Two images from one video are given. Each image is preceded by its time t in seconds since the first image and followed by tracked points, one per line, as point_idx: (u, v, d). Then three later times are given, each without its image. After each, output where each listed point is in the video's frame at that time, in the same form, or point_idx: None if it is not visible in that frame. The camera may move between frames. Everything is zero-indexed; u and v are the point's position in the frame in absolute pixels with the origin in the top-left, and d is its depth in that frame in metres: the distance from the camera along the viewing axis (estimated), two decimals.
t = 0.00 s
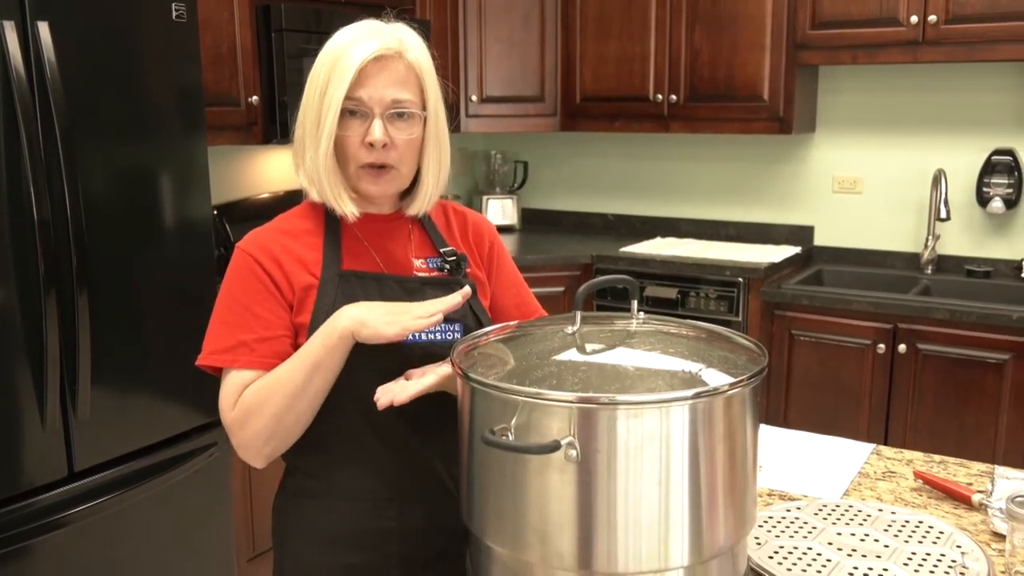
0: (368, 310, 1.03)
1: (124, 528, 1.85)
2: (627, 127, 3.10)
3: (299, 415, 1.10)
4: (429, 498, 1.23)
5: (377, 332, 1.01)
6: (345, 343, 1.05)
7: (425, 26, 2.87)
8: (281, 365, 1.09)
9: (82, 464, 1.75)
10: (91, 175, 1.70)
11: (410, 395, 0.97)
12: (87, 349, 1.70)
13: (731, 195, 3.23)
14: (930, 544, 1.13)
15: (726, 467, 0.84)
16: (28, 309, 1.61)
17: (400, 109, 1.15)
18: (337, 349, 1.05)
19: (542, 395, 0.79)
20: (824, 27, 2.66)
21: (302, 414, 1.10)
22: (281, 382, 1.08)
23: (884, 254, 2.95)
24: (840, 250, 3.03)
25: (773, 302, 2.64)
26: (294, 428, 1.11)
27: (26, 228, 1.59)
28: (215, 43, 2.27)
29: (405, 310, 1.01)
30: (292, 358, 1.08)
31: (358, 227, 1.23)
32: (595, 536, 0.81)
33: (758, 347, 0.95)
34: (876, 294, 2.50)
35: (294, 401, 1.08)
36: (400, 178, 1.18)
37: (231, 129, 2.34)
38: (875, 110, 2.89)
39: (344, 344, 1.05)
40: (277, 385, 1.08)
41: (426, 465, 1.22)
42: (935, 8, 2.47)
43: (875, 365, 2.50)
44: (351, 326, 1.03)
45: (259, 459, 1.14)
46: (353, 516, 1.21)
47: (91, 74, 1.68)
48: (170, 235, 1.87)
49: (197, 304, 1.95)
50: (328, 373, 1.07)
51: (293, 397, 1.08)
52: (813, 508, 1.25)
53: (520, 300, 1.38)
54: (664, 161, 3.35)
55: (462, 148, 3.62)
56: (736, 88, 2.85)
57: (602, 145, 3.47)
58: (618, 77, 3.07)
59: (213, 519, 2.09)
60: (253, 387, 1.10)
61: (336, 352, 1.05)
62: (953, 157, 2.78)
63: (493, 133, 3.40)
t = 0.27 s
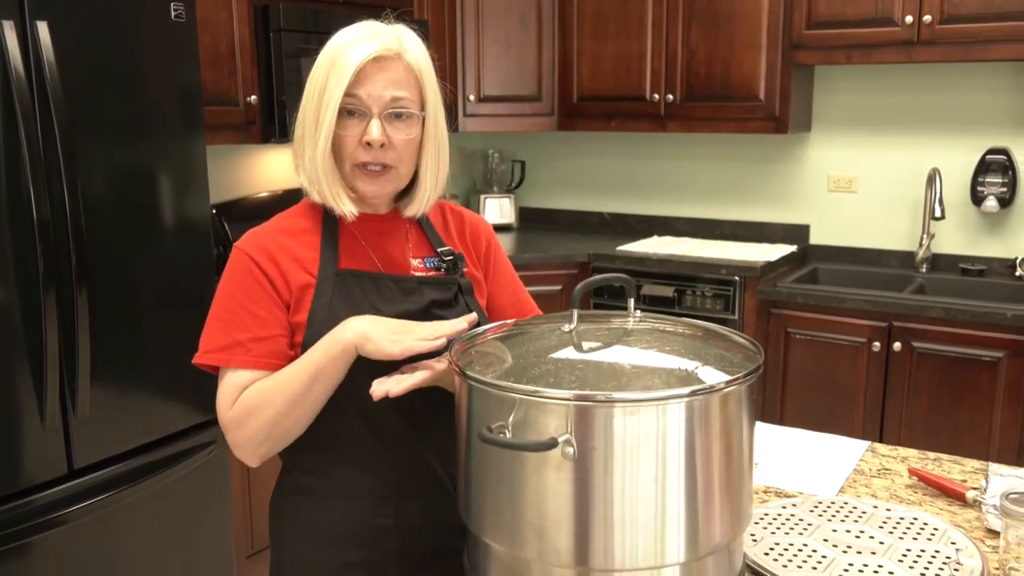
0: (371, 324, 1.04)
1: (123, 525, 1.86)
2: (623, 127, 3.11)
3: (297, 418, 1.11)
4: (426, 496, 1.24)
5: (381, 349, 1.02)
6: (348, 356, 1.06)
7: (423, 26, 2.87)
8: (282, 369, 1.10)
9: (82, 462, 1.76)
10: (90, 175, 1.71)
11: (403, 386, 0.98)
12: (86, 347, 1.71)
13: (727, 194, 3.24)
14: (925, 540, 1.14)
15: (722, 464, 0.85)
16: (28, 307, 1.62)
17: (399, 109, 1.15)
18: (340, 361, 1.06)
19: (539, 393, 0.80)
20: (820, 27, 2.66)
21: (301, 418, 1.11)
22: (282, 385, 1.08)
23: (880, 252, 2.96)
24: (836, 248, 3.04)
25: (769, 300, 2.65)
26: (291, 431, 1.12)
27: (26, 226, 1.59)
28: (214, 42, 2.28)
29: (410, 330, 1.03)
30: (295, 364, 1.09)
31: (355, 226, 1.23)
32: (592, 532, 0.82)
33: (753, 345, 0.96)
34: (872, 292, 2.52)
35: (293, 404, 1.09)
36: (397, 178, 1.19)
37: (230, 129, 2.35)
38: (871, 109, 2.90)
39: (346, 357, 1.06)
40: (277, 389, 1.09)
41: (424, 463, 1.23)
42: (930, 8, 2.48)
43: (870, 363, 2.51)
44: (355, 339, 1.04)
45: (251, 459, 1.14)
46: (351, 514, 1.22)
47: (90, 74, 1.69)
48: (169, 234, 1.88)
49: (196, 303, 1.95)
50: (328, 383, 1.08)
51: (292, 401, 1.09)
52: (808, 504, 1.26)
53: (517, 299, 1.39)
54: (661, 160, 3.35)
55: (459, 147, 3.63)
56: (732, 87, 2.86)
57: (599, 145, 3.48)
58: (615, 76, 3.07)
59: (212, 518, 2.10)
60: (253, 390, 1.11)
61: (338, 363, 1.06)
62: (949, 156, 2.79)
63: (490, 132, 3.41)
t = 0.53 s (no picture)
0: (377, 339, 1.06)
1: (122, 523, 1.87)
2: (619, 126, 3.12)
3: (294, 422, 1.11)
4: (424, 493, 1.25)
5: (383, 362, 1.03)
6: (348, 368, 1.07)
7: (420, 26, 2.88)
8: (283, 374, 1.11)
9: (80, 459, 1.77)
10: (88, 173, 1.71)
11: (401, 386, 0.98)
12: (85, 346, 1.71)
13: (723, 193, 3.25)
14: (918, 537, 1.15)
15: (717, 461, 0.86)
16: (26, 306, 1.62)
17: (397, 110, 1.16)
18: (340, 373, 1.07)
19: (535, 391, 0.81)
20: (814, 27, 2.67)
21: (298, 424, 1.12)
22: (281, 389, 1.10)
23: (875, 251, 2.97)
24: (832, 247, 3.05)
25: (764, 298, 2.66)
26: (288, 434, 1.13)
27: (24, 225, 1.60)
28: (212, 42, 2.29)
29: (413, 349, 1.05)
30: (294, 371, 1.10)
31: (354, 225, 1.24)
32: (588, 529, 0.83)
33: (748, 343, 0.97)
34: (866, 291, 2.53)
35: (290, 410, 1.10)
36: (396, 179, 1.20)
37: (227, 128, 2.35)
38: (866, 109, 2.91)
39: (346, 370, 1.08)
40: (276, 392, 1.10)
41: (421, 460, 1.24)
42: (924, 8, 2.49)
43: (864, 361, 2.52)
44: (356, 351, 1.05)
45: (247, 458, 1.15)
46: (348, 511, 1.23)
47: (88, 74, 1.69)
48: (167, 233, 1.88)
49: (193, 301, 1.96)
50: (328, 391, 1.09)
51: (291, 405, 1.10)
52: (803, 501, 1.27)
53: (514, 298, 1.40)
54: (658, 159, 3.36)
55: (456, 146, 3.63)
56: (727, 87, 2.87)
57: (596, 144, 3.49)
58: (611, 76, 3.08)
59: (210, 515, 2.10)
60: (252, 393, 1.12)
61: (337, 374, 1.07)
62: (943, 155, 2.80)
63: (487, 131, 3.42)
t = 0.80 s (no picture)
0: (373, 337, 1.06)
1: (120, 521, 1.87)
2: (616, 125, 3.13)
3: (292, 421, 1.12)
4: (421, 490, 1.26)
5: (381, 361, 1.04)
6: (346, 367, 1.08)
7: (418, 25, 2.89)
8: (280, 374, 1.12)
9: (79, 457, 1.77)
10: (87, 172, 1.72)
11: (399, 380, 0.99)
12: (83, 344, 1.72)
13: (720, 192, 3.26)
14: (912, 533, 1.16)
15: (713, 458, 0.87)
16: (25, 304, 1.63)
17: (395, 110, 1.17)
18: (339, 372, 1.08)
19: (532, 388, 0.82)
20: (810, 26, 2.68)
21: (296, 423, 1.13)
22: (279, 389, 1.10)
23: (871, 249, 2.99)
24: (827, 245, 3.07)
25: (759, 296, 2.67)
26: (286, 433, 1.14)
27: (23, 223, 1.60)
28: (210, 40, 2.30)
29: (411, 346, 1.06)
30: (291, 371, 1.10)
31: (352, 224, 1.25)
32: (584, 525, 0.84)
33: (743, 341, 0.98)
34: (861, 289, 2.54)
35: (288, 409, 1.11)
36: (394, 178, 1.21)
37: (225, 127, 2.36)
38: (862, 108, 2.92)
39: (344, 368, 1.08)
40: (273, 392, 1.11)
41: (418, 458, 1.25)
42: (919, 8, 2.50)
43: (859, 358, 2.54)
44: (354, 351, 1.06)
45: (246, 456, 1.16)
46: (345, 509, 1.24)
47: (86, 73, 1.70)
48: (165, 231, 1.89)
49: (191, 300, 1.97)
50: (325, 391, 1.10)
51: (289, 405, 1.10)
52: (798, 498, 1.28)
53: (511, 297, 1.41)
54: (655, 158, 3.37)
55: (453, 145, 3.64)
56: (723, 86, 2.88)
57: (593, 142, 3.50)
58: (607, 75, 3.09)
59: (208, 513, 2.11)
60: (249, 393, 1.13)
61: (336, 374, 1.08)
62: (938, 154, 2.81)
63: (483, 130, 3.42)
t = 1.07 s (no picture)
0: (370, 337, 1.07)
1: (119, 518, 1.88)
2: (612, 124, 3.14)
3: (289, 420, 1.13)
4: (419, 486, 1.27)
5: (377, 359, 1.05)
6: (343, 365, 1.08)
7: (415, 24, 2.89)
8: (277, 373, 1.13)
9: (78, 454, 1.78)
10: (86, 171, 1.73)
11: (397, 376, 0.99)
12: (83, 342, 1.73)
13: (716, 190, 3.27)
14: (906, 528, 1.18)
15: (708, 454, 0.88)
16: (24, 302, 1.64)
17: (393, 108, 1.18)
18: (335, 371, 1.09)
19: (529, 385, 0.83)
20: (805, 26, 2.70)
21: (294, 422, 1.14)
22: (276, 388, 1.11)
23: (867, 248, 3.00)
24: (823, 243, 3.08)
25: (755, 294, 2.69)
26: (284, 431, 1.15)
27: (22, 222, 1.61)
28: (209, 40, 2.30)
29: (408, 346, 1.06)
30: (288, 370, 1.11)
31: (349, 222, 1.26)
32: (580, 521, 0.85)
33: (738, 338, 0.99)
34: (856, 286, 2.55)
35: (285, 408, 1.12)
36: (391, 176, 1.22)
37: (222, 125, 2.37)
38: (858, 106, 2.93)
39: (339, 368, 1.09)
40: (270, 391, 1.12)
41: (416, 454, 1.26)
42: (913, 7, 2.51)
43: (854, 356, 2.55)
44: (351, 350, 1.07)
45: (244, 455, 1.17)
46: (343, 505, 1.25)
47: (85, 72, 1.70)
48: (163, 229, 1.90)
49: (190, 298, 1.97)
50: (322, 390, 1.11)
51: (286, 404, 1.11)
52: (793, 494, 1.29)
53: (508, 294, 1.42)
54: (651, 156, 3.38)
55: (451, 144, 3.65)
56: (719, 85, 2.89)
57: (590, 141, 3.51)
58: (604, 75, 3.10)
59: (207, 510, 2.12)
60: (247, 392, 1.14)
61: (333, 373, 1.09)
62: (934, 152, 2.82)
63: (480, 129, 3.43)
